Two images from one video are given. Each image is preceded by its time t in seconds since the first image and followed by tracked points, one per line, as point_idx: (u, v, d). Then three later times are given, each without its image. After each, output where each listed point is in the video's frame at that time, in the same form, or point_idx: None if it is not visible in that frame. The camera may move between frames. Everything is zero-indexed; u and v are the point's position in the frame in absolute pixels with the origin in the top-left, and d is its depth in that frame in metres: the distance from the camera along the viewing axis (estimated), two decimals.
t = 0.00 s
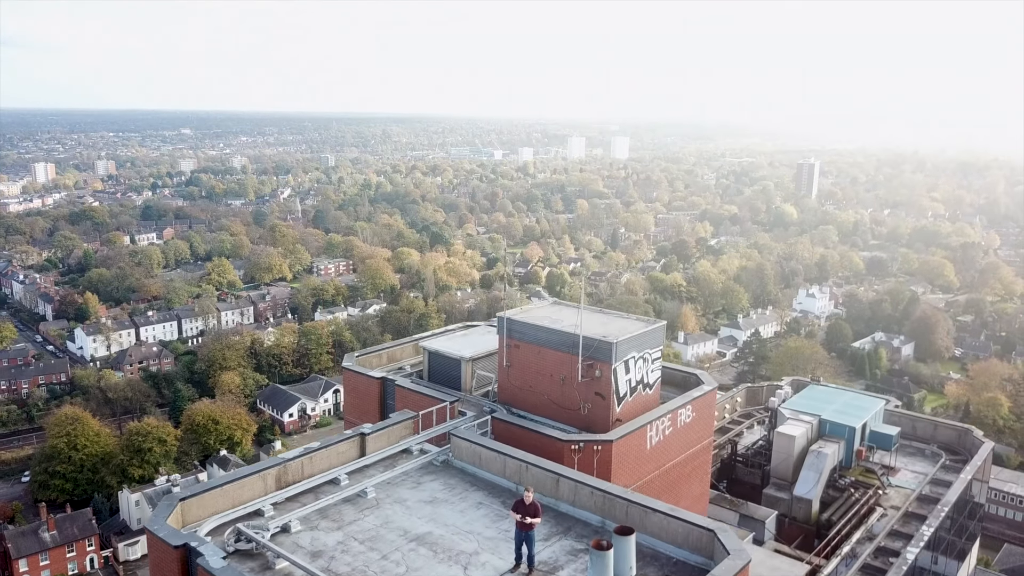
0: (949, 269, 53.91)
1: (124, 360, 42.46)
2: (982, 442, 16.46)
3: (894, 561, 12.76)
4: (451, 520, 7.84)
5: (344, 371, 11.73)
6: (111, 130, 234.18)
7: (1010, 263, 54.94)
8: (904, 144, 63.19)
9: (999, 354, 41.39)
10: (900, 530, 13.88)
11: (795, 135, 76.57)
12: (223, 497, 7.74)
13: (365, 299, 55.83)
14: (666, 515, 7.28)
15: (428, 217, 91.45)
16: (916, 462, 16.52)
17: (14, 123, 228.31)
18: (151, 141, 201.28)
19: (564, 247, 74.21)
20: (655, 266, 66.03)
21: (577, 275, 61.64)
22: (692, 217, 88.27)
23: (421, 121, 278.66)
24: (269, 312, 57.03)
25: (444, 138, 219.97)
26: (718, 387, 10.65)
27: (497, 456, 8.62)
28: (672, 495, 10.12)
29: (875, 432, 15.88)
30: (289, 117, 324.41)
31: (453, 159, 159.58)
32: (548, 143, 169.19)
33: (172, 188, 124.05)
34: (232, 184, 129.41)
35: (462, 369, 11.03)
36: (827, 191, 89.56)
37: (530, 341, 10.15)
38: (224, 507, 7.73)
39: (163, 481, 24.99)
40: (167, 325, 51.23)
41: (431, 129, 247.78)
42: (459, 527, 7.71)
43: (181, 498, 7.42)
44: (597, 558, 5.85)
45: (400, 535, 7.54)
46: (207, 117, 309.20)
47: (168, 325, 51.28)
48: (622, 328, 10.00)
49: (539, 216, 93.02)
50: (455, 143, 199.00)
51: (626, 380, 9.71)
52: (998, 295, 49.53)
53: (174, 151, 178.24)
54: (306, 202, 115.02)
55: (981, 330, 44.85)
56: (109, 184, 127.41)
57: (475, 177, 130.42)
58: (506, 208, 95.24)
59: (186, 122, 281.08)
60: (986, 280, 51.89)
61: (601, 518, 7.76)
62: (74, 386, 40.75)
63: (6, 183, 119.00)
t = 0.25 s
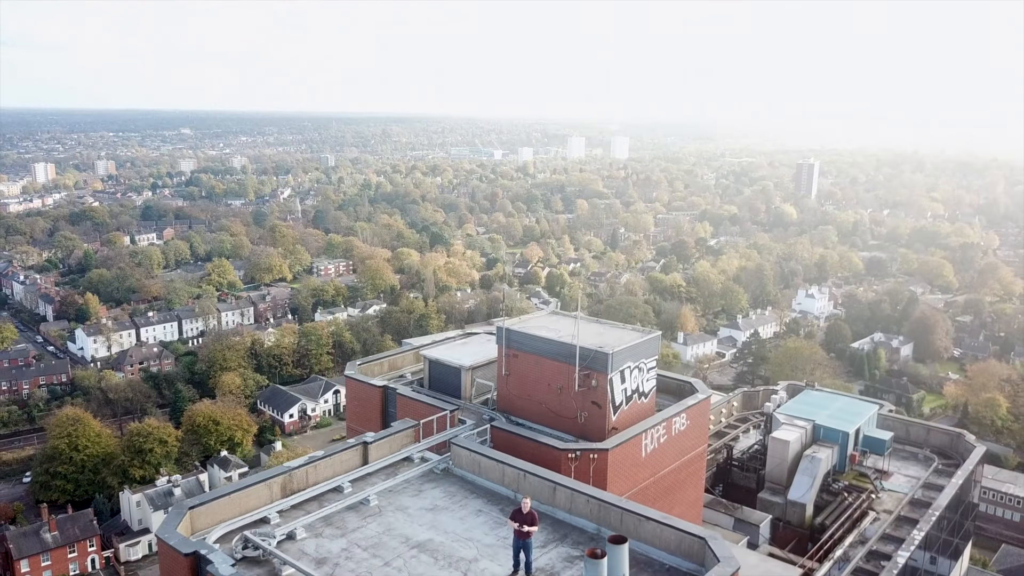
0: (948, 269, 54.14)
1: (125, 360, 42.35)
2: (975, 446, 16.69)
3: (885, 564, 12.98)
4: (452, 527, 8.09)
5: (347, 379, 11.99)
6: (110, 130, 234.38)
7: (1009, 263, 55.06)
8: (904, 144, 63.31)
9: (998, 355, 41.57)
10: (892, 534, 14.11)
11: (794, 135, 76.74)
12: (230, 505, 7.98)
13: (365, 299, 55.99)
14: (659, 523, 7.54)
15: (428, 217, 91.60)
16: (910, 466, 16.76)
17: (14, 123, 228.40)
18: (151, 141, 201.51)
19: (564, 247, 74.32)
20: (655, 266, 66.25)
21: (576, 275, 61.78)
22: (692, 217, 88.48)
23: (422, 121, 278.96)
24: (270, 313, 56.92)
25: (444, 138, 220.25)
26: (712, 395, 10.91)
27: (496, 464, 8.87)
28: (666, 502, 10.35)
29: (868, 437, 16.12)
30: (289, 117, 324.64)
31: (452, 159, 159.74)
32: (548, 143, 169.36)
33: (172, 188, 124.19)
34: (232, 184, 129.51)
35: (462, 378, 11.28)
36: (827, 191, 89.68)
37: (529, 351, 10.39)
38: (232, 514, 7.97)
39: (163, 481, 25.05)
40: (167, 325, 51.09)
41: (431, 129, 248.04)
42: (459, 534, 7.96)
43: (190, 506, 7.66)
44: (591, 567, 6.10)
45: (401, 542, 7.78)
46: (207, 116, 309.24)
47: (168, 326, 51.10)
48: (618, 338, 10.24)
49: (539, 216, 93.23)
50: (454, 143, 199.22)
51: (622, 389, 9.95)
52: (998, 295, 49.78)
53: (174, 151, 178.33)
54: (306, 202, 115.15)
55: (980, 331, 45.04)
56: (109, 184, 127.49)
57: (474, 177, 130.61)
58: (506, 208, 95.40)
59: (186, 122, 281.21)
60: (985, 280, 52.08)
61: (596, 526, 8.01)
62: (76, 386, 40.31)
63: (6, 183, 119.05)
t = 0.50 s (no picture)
0: (947, 269, 54.45)
1: (125, 361, 42.16)
2: (966, 451, 16.95)
3: (876, 568, 13.20)
4: (452, 535, 8.35)
5: (349, 387, 12.31)
6: (110, 130, 234.60)
7: (1007, 264, 55.37)
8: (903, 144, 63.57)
9: (996, 355, 41.85)
10: (884, 538, 14.32)
11: (793, 136, 77.11)
12: (237, 513, 8.24)
13: (365, 300, 56.30)
14: (652, 531, 7.79)
15: (427, 218, 91.94)
16: (902, 470, 17.01)
17: (12, 123, 228.35)
18: (150, 142, 201.68)
19: (564, 248, 74.51)
20: (655, 266, 66.53)
21: (576, 276, 61.96)
22: (692, 217, 88.80)
23: (421, 121, 279.34)
24: (270, 313, 56.75)
25: (444, 138, 220.71)
26: (705, 404, 11.15)
27: (494, 473, 9.12)
28: (660, 508, 10.61)
29: (861, 441, 16.38)
30: (288, 117, 324.99)
31: (452, 159, 160.10)
32: (547, 143, 169.76)
33: (172, 188, 124.36)
34: (232, 184, 129.66)
35: (461, 386, 11.54)
36: (826, 191, 89.94)
37: (526, 360, 10.65)
38: (238, 522, 8.23)
39: (164, 482, 25.00)
40: (168, 325, 50.80)
41: (430, 129, 248.40)
42: (457, 542, 8.23)
43: (197, 514, 7.91)
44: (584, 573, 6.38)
45: (403, 549, 8.04)
46: (206, 116, 309.34)
47: (169, 326, 50.81)
48: (613, 349, 10.47)
49: (538, 216, 93.55)
50: (454, 143, 199.58)
51: (617, 398, 10.20)
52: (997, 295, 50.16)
53: (174, 151, 178.43)
54: (306, 202, 115.38)
55: (978, 331, 45.36)
56: (109, 184, 127.64)
57: (474, 177, 130.85)
58: (506, 208, 95.71)
59: (185, 122, 281.28)
60: (984, 280, 52.41)
61: (591, 533, 8.28)
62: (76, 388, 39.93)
63: (6, 183, 119.09)
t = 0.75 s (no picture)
0: (946, 269, 54.69)
1: (125, 362, 41.70)
2: (958, 455, 17.21)
3: (868, 570, 13.42)
4: (452, 541, 8.62)
5: (351, 396, 12.58)
6: (109, 129, 234.64)
7: (1006, 264, 55.60)
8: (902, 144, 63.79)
9: (994, 355, 42.00)
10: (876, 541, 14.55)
11: (793, 137, 77.30)
12: (243, 521, 8.50)
13: (365, 300, 56.50)
14: (646, 538, 8.05)
15: (427, 218, 92.10)
16: (895, 474, 17.28)
17: (11, 122, 228.35)
18: (149, 141, 201.73)
19: (563, 248, 74.69)
20: (654, 266, 66.76)
21: (576, 276, 62.15)
22: (691, 217, 88.98)
23: (421, 121, 279.48)
24: (269, 314, 56.40)
25: (444, 138, 221.10)
26: (699, 413, 11.41)
27: (493, 481, 9.39)
28: (654, 515, 10.85)
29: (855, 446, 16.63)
30: (287, 117, 325.10)
31: (452, 159, 160.34)
32: (547, 144, 170.11)
33: (172, 188, 124.43)
34: (231, 185, 130.00)
35: (461, 395, 11.82)
36: (826, 191, 90.14)
37: (524, 370, 10.92)
38: (245, 529, 8.49)
39: (165, 482, 24.90)
40: (169, 326, 50.06)
41: (430, 129, 248.59)
42: (457, 548, 8.49)
43: (205, 522, 8.17)
44: None
45: (404, 556, 8.29)
46: (206, 116, 309.52)
47: (170, 327, 50.07)
48: (609, 359, 10.75)
49: (538, 216, 93.73)
50: (454, 143, 199.88)
51: (613, 407, 10.46)
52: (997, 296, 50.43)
53: (173, 151, 178.41)
54: (306, 202, 115.44)
55: (976, 332, 45.58)
56: (109, 184, 127.71)
57: (474, 177, 131.08)
58: (506, 208, 95.91)
59: (185, 122, 281.43)
60: (983, 281, 52.61)
61: (587, 540, 8.55)
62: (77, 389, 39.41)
63: (6, 182, 119.20)
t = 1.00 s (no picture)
0: (945, 270, 54.92)
1: (125, 362, 40.20)
2: (950, 459, 17.47)
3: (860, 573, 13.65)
4: (451, 547, 8.89)
5: (353, 404, 12.86)
6: (109, 129, 234.87)
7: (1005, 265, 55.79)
8: (901, 144, 64.01)
9: (994, 356, 42.02)
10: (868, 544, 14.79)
11: (792, 137, 77.48)
12: (250, 527, 8.76)
13: (365, 301, 56.69)
14: (639, 544, 8.32)
15: (427, 218, 92.18)
16: (888, 478, 17.55)
17: (10, 122, 228.18)
18: (149, 141, 201.89)
19: (563, 248, 74.78)
20: (653, 267, 66.93)
21: (575, 276, 62.21)
22: (691, 217, 89.15)
23: (421, 121, 279.71)
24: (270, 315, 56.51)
25: (443, 138, 221.42)
26: (693, 420, 11.69)
27: (491, 488, 9.66)
28: (648, 520, 11.13)
29: (848, 451, 16.90)
30: (287, 117, 325.31)
31: (451, 159, 160.48)
32: (546, 144, 170.50)
33: (172, 188, 124.53)
34: (231, 185, 130.23)
35: (460, 403, 12.10)
36: (825, 191, 90.32)
37: (522, 379, 11.20)
38: (251, 536, 8.74)
39: (167, 484, 22.88)
40: (169, 327, 50.21)
41: (429, 129, 248.73)
42: (457, 554, 8.76)
43: (213, 529, 8.42)
44: None
45: (406, 561, 8.55)
46: (205, 116, 309.75)
47: (170, 328, 50.23)
48: (605, 369, 11.01)
49: (538, 216, 93.89)
50: (453, 143, 200.19)
51: (608, 415, 10.72)
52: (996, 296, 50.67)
53: (173, 151, 178.50)
54: (306, 202, 115.45)
55: (975, 332, 45.76)
56: (109, 184, 127.81)
57: (474, 178, 131.23)
58: (505, 208, 96.08)
59: (184, 123, 281.53)
60: (982, 281, 52.81)
61: (582, 546, 8.82)
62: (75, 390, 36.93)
63: (6, 183, 119.29)
